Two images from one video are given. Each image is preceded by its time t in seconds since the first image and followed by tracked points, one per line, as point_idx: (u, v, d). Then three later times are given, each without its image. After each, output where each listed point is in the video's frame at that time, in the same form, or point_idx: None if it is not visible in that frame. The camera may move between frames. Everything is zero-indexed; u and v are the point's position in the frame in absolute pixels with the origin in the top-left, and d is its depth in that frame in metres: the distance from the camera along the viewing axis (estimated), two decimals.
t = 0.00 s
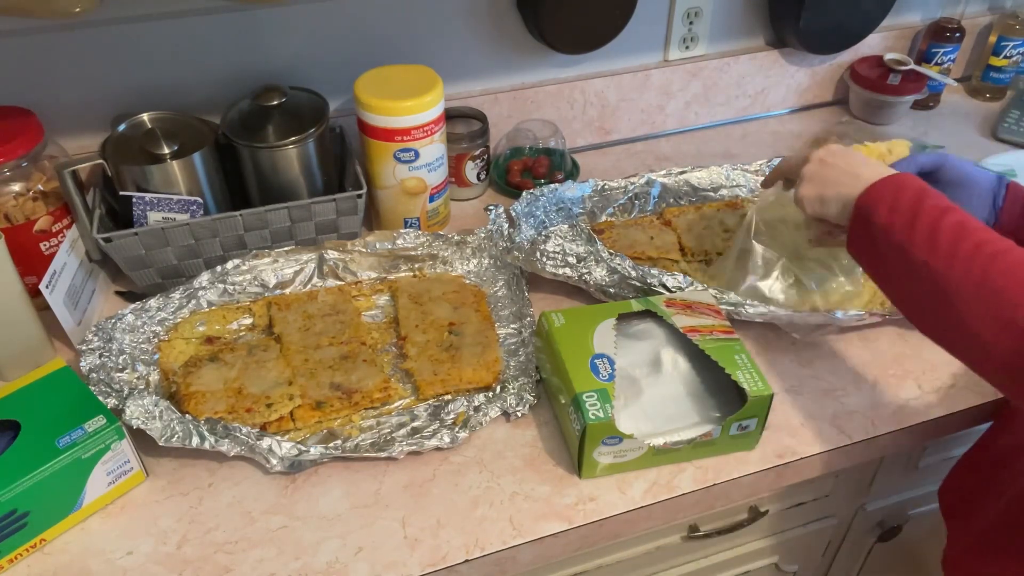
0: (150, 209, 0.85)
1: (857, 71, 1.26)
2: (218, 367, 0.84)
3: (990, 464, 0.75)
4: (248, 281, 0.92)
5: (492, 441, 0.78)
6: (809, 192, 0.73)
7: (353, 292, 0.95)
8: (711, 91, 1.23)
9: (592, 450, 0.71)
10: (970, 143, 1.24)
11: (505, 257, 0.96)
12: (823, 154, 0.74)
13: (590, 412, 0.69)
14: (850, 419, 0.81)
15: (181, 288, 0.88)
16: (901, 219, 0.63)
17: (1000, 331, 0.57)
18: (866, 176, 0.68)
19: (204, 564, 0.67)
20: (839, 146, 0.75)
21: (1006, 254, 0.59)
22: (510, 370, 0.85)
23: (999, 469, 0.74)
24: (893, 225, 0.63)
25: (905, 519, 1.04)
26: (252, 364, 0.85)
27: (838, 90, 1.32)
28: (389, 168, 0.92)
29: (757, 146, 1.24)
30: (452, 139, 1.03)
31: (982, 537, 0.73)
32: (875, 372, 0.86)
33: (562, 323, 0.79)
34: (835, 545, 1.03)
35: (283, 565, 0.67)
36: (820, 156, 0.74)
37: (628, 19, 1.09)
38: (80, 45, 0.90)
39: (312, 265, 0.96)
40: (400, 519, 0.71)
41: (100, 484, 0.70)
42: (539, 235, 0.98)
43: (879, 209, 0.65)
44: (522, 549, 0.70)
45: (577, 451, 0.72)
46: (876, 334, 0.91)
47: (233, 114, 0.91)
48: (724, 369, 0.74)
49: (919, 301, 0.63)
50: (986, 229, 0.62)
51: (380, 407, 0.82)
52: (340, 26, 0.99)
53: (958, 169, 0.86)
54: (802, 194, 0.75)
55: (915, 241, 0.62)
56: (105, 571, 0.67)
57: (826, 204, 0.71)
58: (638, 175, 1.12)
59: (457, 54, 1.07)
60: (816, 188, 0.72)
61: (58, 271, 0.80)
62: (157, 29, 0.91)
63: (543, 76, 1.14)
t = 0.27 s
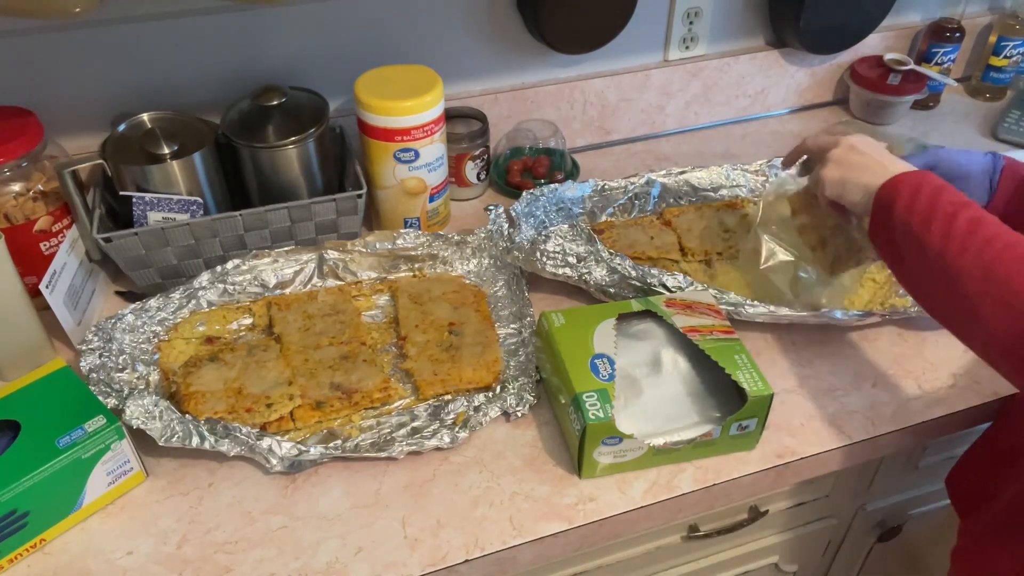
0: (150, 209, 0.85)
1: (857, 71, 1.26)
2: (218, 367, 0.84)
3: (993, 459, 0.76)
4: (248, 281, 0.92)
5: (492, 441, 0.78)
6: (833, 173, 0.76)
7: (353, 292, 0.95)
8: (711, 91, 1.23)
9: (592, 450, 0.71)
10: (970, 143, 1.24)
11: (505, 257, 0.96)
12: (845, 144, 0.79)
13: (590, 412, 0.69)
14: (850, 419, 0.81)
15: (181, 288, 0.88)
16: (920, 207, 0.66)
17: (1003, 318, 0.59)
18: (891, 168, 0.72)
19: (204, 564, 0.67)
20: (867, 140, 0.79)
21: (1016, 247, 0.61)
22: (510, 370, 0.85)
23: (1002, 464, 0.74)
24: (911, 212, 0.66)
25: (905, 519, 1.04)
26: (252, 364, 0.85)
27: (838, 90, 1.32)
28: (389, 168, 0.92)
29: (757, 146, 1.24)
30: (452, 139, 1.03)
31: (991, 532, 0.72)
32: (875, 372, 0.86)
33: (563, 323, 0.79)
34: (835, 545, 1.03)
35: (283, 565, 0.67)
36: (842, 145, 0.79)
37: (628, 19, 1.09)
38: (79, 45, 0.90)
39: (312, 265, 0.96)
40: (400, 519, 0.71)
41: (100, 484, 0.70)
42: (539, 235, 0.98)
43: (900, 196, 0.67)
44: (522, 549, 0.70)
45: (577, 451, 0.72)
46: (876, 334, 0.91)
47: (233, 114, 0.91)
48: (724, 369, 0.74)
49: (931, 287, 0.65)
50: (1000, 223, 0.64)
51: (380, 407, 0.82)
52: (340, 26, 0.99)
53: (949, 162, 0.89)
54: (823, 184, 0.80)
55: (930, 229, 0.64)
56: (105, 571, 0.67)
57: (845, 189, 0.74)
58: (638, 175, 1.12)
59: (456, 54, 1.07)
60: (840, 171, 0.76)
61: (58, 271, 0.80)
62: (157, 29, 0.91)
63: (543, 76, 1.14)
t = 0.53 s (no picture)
0: (150, 209, 0.85)
1: (857, 71, 1.26)
2: (218, 367, 0.84)
3: (994, 456, 0.75)
4: (248, 281, 0.92)
5: (492, 441, 0.78)
6: (853, 157, 0.77)
7: (353, 292, 0.95)
8: (711, 91, 1.23)
9: (592, 451, 0.71)
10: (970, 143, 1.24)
11: (505, 257, 0.96)
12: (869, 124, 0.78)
13: (590, 412, 0.69)
14: (850, 419, 0.81)
15: (181, 288, 0.88)
16: (936, 200, 0.66)
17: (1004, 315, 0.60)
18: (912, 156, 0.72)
19: (204, 564, 0.67)
20: (892, 121, 0.78)
21: None
22: (510, 370, 0.85)
23: (1005, 461, 0.74)
24: (926, 206, 0.66)
25: (905, 519, 1.04)
26: (252, 364, 0.85)
27: (838, 90, 1.32)
28: (389, 168, 0.92)
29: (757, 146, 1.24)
30: (452, 139, 1.03)
31: (999, 529, 0.72)
32: (875, 372, 0.86)
33: (563, 323, 0.79)
34: (835, 545, 1.03)
35: (283, 565, 0.67)
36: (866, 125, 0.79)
37: (629, 19, 1.09)
38: (79, 45, 0.90)
39: (312, 265, 0.96)
40: (400, 519, 0.71)
41: (100, 484, 0.70)
42: (539, 235, 0.98)
43: (918, 187, 0.67)
44: (522, 549, 0.70)
45: (577, 451, 0.72)
46: (876, 334, 0.91)
47: (233, 114, 0.91)
48: (724, 369, 0.74)
49: (942, 278, 0.66)
50: (1015, 219, 0.64)
51: (380, 407, 0.82)
52: (340, 26, 0.99)
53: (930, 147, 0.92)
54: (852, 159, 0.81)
55: (943, 224, 0.65)
56: (105, 571, 0.67)
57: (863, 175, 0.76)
58: (638, 175, 1.12)
59: (456, 54, 1.07)
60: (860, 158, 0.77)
61: (58, 272, 0.80)
62: (156, 29, 0.91)
63: (543, 76, 1.14)
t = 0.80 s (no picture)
0: (150, 209, 0.85)
1: (856, 71, 1.26)
2: (218, 367, 0.84)
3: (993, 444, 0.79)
4: (248, 281, 0.92)
5: (492, 441, 0.78)
6: (843, 166, 0.77)
7: (353, 292, 0.95)
8: (711, 91, 1.23)
9: (592, 451, 0.71)
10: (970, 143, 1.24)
11: (505, 257, 0.96)
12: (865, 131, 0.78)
13: (590, 412, 0.69)
14: (850, 419, 0.81)
15: (181, 288, 0.88)
16: (921, 211, 0.66)
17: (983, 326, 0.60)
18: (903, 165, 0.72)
19: (204, 564, 0.67)
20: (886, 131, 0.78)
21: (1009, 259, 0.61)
22: (510, 370, 0.85)
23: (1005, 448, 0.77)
24: (911, 217, 0.66)
25: (905, 519, 1.04)
26: (252, 364, 0.85)
27: (838, 90, 1.32)
28: (389, 168, 0.92)
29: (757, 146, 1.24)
30: (452, 139, 1.03)
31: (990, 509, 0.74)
32: (875, 372, 0.86)
33: (563, 323, 0.79)
34: (835, 545, 1.03)
35: (283, 565, 0.67)
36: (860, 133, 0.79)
37: (629, 19, 1.09)
38: (79, 45, 0.90)
39: (312, 265, 0.96)
40: (400, 519, 0.71)
41: (100, 484, 0.70)
42: (539, 235, 0.98)
43: (903, 198, 0.67)
44: (522, 549, 0.70)
45: (578, 451, 0.72)
46: (876, 334, 0.91)
47: (233, 114, 0.91)
48: (724, 369, 0.74)
49: (925, 287, 0.66)
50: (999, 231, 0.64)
51: (380, 407, 0.82)
52: (340, 26, 0.99)
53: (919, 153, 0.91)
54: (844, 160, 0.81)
55: (927, 235, 0.65)
56: (105, 571, 0.67)
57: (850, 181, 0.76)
58: (638, 175, 1.12)
59: (457, 54, 1.07)
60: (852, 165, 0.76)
61: (58, 271, 0.80)
62: (156, 29, 0.91)
63: (543, 76, 1.14)
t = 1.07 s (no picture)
0: (150, 209, 0.85)
1: (856, 71, 1.25)
2: (218, 367, 0.84)
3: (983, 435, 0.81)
4: (248, 281, 0.92)
5: (492, 441, 0.78)
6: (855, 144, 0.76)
7: (353, 292, 0.95)
8: (711, 91, 1.23)
9: (591, 450, 0.70)
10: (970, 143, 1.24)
11: (505, 257, 0.96)
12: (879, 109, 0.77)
13: (590, 412, 0.69)
14: (850, 419, 0.81)
15: (181, 288, 0.88)
16: (919, 189, 0.66)
17: (963, 301, 0.61)
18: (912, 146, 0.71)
19: (204, 564, 0.67)
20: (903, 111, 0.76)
21: (996, 241, 0.61)
22: (510, 370, 0.85)
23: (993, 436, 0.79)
24: (910, 194, 0.67)
25: (905, 519, 1.04)
26: (252, 364, 0.85)
27: (838, 90, 1.32)
28: (389, 168, 0.92)
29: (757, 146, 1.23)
30: (452, 139, 1.03)
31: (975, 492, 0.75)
32: (875, 372, 0.86)
33: (563, 323, 0.79)
34: (835, 544, 1.03)
35: (283, 565, 0.67)
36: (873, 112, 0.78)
37: (629, 19, 1.09)
38: (79, 45, 0.90)
39: (312, 265, 0.96)
40: (400, 519, 0.71)
41: (100, 484, 0.70)
42: (539, 235, 0.98)
43: (905, 175, 0.68)
44: (522, 549, 0.69)
45: (577, 450, 0.72)
46: (876, 334, 0.91)
47: (233, 114, 0.91)
48: (724, 369, 0.74)
49: (914, 263, 0.66)
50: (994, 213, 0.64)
51: (380, 407, 0.82)
52: (340, 26, 0.99)
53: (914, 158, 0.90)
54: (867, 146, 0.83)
55: (921, 214, 0.65)
56: (105, 571, 0.67)
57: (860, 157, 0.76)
58: (638, 175, 1.12)
59: (456, 53, 1.07)
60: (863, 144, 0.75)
61: (58, 271, 0.80)
62: (156, 29, 0.91)
63: (544, 76, 1.14)
